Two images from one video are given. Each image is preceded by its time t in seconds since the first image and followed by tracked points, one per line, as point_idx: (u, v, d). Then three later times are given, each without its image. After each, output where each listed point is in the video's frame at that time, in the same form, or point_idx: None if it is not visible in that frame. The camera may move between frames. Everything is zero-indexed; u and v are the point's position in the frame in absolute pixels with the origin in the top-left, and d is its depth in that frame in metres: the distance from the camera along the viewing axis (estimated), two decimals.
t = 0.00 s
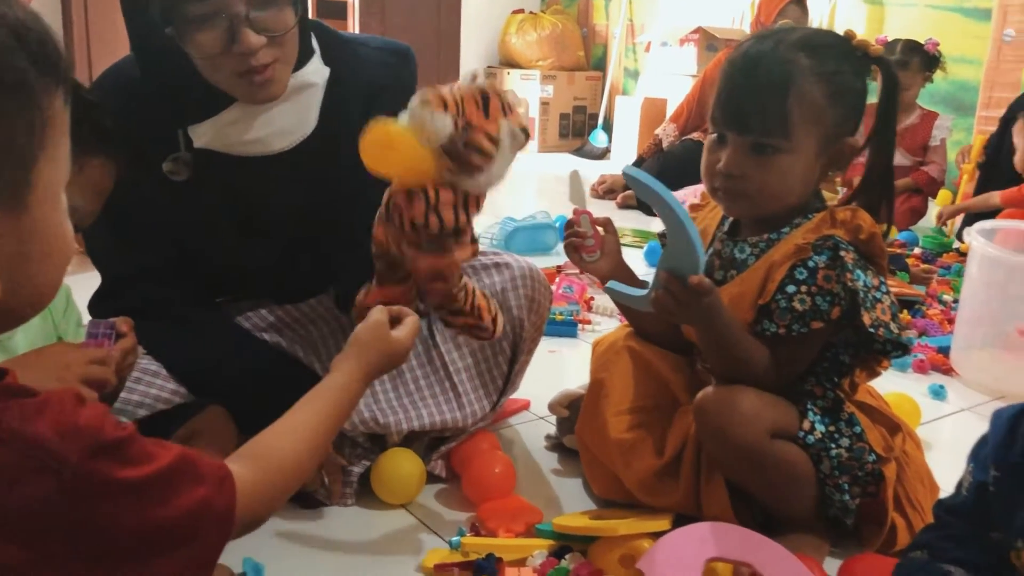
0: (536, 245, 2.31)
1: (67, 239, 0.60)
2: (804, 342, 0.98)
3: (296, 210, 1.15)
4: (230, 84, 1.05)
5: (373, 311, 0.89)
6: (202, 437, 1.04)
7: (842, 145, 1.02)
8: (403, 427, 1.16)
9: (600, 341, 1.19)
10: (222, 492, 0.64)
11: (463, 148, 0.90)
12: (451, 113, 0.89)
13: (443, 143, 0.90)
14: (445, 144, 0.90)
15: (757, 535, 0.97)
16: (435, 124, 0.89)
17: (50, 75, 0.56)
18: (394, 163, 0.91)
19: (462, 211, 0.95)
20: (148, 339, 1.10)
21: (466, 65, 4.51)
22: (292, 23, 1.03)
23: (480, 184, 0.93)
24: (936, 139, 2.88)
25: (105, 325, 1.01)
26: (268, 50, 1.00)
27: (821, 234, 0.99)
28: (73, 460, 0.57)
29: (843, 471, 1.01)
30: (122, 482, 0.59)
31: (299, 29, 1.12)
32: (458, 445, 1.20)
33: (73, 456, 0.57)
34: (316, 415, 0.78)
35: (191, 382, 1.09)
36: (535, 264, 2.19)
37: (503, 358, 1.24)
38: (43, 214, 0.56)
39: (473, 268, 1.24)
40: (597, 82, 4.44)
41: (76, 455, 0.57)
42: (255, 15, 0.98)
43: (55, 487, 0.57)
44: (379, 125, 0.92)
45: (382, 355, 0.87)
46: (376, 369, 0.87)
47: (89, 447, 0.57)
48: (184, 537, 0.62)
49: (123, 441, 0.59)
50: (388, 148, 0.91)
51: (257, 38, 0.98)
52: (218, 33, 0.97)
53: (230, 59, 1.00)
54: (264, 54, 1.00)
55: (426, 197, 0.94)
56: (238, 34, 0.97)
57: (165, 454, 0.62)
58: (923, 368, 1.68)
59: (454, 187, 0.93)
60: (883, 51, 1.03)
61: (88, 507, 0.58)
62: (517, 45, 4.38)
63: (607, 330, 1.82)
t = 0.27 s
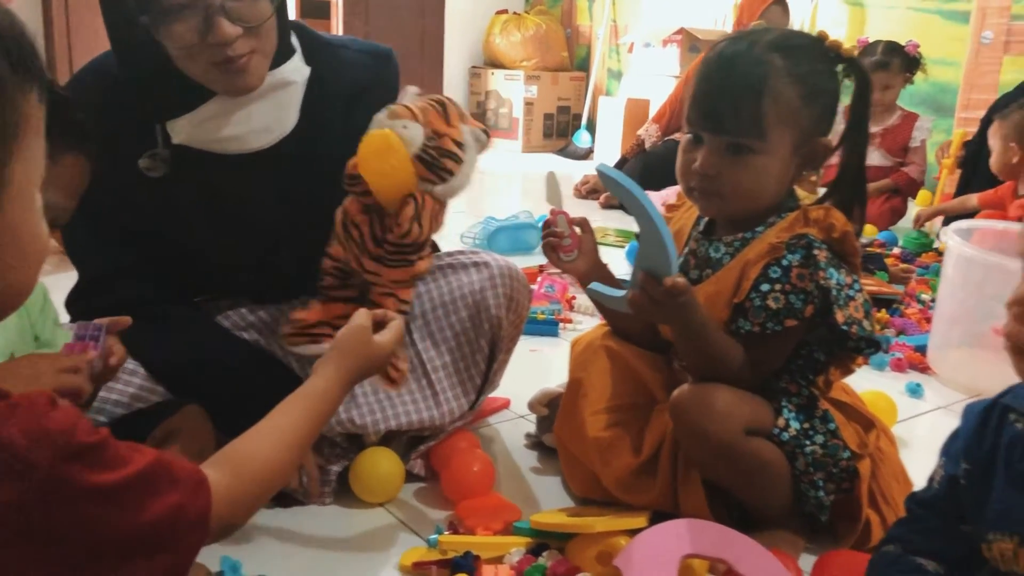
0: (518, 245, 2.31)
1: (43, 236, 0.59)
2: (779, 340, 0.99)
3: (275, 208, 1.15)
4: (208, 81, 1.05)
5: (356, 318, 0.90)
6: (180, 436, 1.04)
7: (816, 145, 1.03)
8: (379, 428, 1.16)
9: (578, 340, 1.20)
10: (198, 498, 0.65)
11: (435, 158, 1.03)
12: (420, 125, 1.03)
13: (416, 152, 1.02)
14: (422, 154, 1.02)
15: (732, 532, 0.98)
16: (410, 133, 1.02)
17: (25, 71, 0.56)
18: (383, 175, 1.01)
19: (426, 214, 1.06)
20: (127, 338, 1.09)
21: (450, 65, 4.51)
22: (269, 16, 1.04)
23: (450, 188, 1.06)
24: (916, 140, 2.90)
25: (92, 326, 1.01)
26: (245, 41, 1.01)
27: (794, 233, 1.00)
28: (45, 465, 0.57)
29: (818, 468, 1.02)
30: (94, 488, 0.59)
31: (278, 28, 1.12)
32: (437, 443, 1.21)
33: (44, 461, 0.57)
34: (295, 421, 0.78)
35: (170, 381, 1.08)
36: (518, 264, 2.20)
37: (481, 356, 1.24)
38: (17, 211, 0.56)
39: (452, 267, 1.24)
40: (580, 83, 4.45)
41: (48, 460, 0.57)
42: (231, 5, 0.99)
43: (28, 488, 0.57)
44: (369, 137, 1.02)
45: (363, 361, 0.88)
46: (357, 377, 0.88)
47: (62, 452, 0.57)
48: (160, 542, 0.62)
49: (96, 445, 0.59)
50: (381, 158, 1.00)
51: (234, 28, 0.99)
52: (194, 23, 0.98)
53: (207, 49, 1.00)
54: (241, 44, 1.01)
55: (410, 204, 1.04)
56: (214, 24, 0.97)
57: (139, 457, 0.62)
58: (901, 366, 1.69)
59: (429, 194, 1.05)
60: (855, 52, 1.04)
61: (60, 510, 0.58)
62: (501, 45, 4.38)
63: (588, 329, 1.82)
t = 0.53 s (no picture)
0: (497, 245, 2.32)
1: (6, 235, 0.59)
2: (749, 337, 1.01)
3: (250, 208, 1.15)
4: (181, 80, 1.04)
5: (332, 326, 0.90)
6: (152, 436, 1.03)
7: (786, 144, 1.04)
8: (356, 426, 1.16)
9: (553, 338, 1.20)
10: (166, 506, 0.65)
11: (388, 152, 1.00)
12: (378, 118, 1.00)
13: (371, 144, 0.99)
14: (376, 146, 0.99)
15: (705, 528, 0.99)
16: (365, 125, 0.99)
17: None
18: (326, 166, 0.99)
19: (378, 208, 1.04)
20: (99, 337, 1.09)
21: (431, 65, 4.51)
22: (242, 17, 1.03)
23: (405, 184, 1.03)
24: (893, 141, 2.92)
25: (69, 334, 0.99)
26: (218, 43, 1.01)
27: (765, 231, 1.01)
28: (11, 469, 0.57)
29: (790, 465, 1.03)
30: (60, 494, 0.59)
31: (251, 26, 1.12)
32: (412, 441, 1.20)
33: (8, 465, 0.57)
34: (269, 428, 0.78)
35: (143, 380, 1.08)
36: (497, 263, 2.20)
37: (459, 355, 1.23)
38: None
39: (430, 267, 1.24)
40: (561, 83, 4.46)
41: (13, 465, 0.57)
42: (203, 7, 0.98)
43: None
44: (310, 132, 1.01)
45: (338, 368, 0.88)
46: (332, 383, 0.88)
47: (27, 456, 0.57)
48: (129, 548, 0.62)
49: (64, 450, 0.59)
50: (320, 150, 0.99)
51: (207, 30, 0.99)
52: (167, 25, 0.97)
53: (178, 51, 0.99)
54: (214, 47, 1.00)
55: (358, 200, 1.02)
56: (187, 26, 0.97)
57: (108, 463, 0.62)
58: (877, 365, 1.70)
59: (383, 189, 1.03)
60: (825, 51, 1.05)
61: (24, 514, 0.58)
62: (481, 45, 4.38)
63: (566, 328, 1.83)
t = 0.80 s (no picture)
0: (474, 243, 2.31)
1: None
2: (719, 335, 1.01)
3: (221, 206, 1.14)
4: (149, 76, 1.03)
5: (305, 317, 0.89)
6: (121, 436, 1.02)
7: (755, 142, 1.05)
8: (328, 426, 1.16)
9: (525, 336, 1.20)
10: (139, 503, 0.65)
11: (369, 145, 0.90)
12: (364, 108, 0.90)
13: (350, 138, 0.90)
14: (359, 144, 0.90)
15: (676, 525, 0.99)
16: (349, 116, 0.89)
17: None
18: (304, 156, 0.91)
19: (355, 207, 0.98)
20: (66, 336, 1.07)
21: (409, 64, 4.49)
22: (210, 12, 1.02)
23: (379, 178, 0.93)
24: (867, 141, 2.94)
25: (43, 332, 0.97)
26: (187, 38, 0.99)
27: (734, 229, 1.03)
28: None
29: (761, 461, 1.03)
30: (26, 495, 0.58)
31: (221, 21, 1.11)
32: (385, 440, 1.19)
33: None
34: (243, 428, 0.78)
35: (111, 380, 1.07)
36: (473, 262, 2.20)
37: (431, 353, 1.23)
38: None
39: (401, 266, 1.24)
40: (539, 83, 4.46)
41: None
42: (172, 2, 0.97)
43: None
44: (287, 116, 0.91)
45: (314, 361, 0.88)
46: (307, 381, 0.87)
47: None
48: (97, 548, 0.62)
49: (31, 450, 0.59)
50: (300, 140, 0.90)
51: (176, 26, 0.97)
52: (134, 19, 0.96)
53: (147, 46, 0.98)
54: (183, 42, 0.99)
55: (323, 187, 0.95)
56: (156, 21, 0.96)
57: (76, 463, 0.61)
58: (848, 363, 1.72)
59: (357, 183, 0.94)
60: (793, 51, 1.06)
61: None
62: (460, 44, 4.38)
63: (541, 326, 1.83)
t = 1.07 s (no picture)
0: (451, 241, 2.31)
1: None
2: (690, 331, 1.02)
3: (192, 202, 1.13)
4: (117, 71, 1.02)
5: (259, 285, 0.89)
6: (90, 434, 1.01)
7: (725, 137, 1.05)
8: (298, 422, 1.15)
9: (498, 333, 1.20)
10: (110, 481, 0.63)
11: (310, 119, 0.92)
12: (315, 93, 0.90)
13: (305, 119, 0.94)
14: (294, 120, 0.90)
15: (646, 520, 0.99)
16: (301, 103, 0.89)
17: None
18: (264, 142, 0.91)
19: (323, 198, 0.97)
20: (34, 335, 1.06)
21: (387, 62, 4.48)
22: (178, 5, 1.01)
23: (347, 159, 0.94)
24: (842, 139, 2.96)
25: (19, 333, 0.95)
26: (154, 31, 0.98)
27: (705, 225, 1.03)
28: None
29: (731, 456, 1.03)
30: None
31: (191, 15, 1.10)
32: (358, 439, 1.19)
33: None
34: (214, 399, 0.77)
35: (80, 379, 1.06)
36: (449, 260, 2.20)
37: (402, 349, 1.23)
38: None
39: (372, 262, 1.24)
40: (517, 80, 4.46)
41: None
42: None
43: None
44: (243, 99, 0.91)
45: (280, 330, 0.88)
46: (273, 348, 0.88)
47: None
48: (68, 527, 0.61)
49: None
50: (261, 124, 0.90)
51: (142, 19, 0.96)
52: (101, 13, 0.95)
53: (114, 40, 0.97)
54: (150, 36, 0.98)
55: (301, 185, 0.94)
56: (122, 15, 0.95)
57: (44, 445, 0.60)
58: (822, 359, 1.73)
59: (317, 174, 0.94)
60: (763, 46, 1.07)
61: None
62: (437, 42, 4.37)
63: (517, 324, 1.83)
